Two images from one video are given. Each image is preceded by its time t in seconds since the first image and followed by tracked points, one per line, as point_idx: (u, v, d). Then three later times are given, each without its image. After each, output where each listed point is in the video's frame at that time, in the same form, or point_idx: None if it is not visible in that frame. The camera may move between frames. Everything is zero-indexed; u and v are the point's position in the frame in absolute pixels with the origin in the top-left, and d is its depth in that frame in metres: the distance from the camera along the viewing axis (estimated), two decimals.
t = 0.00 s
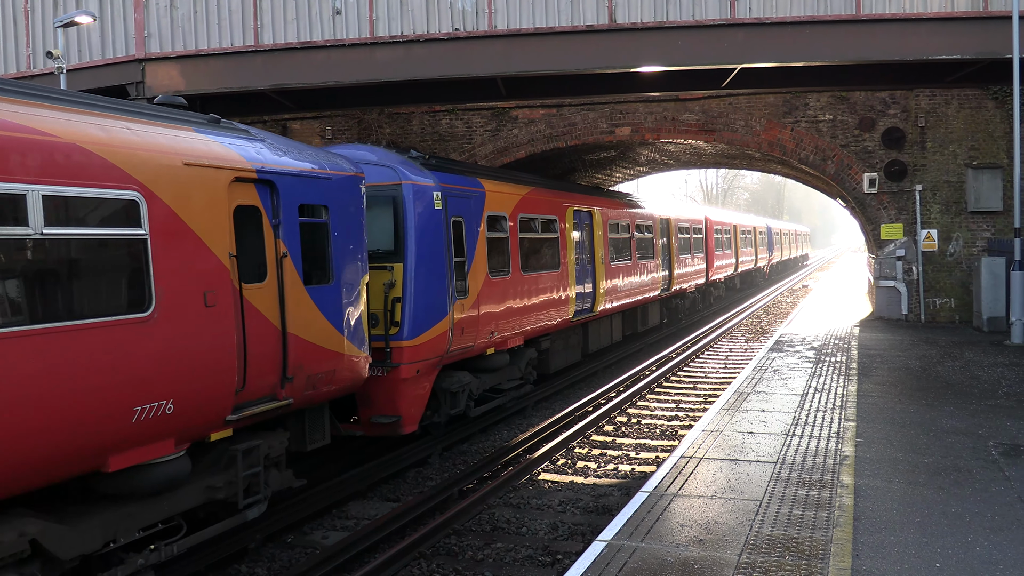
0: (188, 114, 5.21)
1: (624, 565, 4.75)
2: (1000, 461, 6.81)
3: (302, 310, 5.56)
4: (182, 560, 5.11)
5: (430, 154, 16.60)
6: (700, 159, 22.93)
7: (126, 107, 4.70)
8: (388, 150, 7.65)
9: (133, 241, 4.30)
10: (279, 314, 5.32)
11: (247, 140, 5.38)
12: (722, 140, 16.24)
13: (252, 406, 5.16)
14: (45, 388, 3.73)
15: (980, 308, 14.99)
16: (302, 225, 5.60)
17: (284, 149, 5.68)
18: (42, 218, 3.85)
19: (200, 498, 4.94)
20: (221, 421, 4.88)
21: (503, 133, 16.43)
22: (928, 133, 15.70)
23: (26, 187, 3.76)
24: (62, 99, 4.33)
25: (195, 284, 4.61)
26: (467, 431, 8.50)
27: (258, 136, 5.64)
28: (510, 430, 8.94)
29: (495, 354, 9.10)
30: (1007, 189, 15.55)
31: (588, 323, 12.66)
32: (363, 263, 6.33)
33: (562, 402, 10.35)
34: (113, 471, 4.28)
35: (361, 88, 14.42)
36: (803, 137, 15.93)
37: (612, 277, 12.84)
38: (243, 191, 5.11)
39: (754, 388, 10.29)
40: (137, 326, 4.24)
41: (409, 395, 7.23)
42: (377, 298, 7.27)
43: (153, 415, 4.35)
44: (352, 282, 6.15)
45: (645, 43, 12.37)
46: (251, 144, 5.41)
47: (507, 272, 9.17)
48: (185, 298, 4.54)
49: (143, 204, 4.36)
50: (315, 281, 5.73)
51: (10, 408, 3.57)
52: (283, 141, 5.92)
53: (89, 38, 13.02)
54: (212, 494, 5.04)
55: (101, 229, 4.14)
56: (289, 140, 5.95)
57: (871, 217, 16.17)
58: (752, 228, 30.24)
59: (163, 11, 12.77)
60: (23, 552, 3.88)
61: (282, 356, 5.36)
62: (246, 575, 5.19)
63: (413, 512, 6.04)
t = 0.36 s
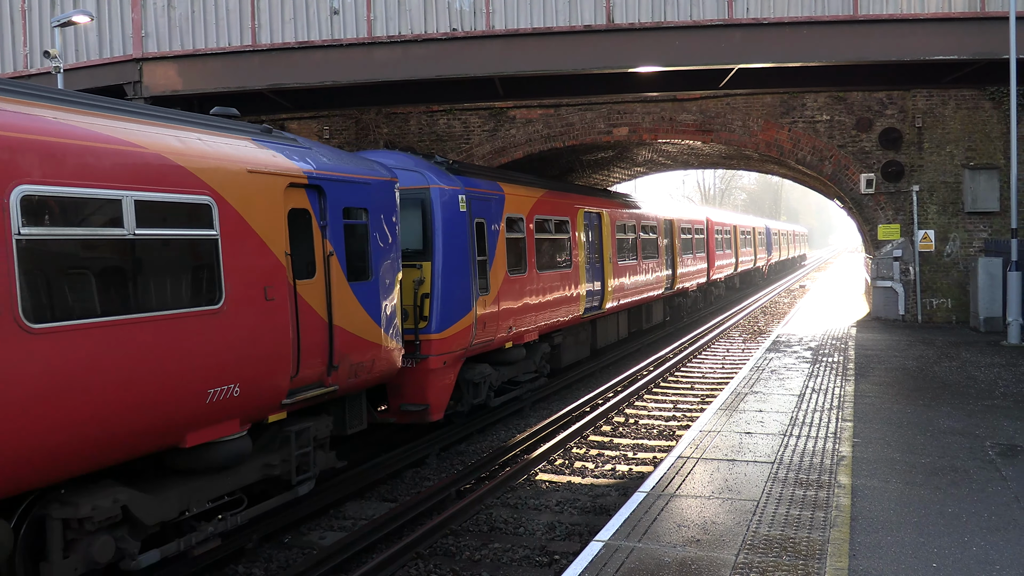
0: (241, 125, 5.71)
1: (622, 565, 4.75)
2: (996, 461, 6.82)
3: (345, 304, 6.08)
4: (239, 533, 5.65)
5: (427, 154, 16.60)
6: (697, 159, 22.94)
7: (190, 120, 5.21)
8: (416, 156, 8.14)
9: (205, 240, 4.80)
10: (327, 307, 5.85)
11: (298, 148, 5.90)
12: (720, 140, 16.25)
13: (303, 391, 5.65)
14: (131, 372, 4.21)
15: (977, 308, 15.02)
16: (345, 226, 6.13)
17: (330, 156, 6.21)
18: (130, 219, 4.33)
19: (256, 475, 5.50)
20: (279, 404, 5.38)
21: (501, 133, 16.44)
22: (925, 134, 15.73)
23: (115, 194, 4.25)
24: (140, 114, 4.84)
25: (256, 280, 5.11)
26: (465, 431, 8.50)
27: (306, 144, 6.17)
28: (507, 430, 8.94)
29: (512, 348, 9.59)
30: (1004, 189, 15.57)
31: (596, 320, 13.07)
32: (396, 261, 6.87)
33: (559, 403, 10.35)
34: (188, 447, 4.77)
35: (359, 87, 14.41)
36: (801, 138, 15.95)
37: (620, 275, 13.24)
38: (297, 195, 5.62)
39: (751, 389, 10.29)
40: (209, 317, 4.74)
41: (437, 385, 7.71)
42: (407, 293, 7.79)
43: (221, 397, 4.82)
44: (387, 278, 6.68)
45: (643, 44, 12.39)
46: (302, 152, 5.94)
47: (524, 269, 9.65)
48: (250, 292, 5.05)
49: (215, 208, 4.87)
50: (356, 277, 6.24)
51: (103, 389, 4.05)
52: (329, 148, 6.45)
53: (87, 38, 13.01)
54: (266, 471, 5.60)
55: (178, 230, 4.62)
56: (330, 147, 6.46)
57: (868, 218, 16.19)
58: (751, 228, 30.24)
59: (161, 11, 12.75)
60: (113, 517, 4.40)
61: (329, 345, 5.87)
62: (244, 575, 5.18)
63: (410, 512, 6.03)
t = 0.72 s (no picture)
0: (292, 136, 6.29)
1: (619, 565, 4.75)
2: (993, 461, 6.84)
3: (386, 298, 6.68)
4: (297, 506, 6.25)
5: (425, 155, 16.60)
6: (694, 160, 22.93)
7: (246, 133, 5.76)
8: (445, 164, 8.74)
9: (269, 240, 5.36)
10: (372, 301, 6.46)
11: (343, 157, 6.48)
12: (717, 141, 16.26)
13: (351, 377, 6.22)
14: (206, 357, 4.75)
15: (974, 308, 15.04)
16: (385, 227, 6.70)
17: (370, 164, 6.80)
18: (213, 220, 4.91)
19: (310, 454, 6.09)
20: (330, 388, 5.95)
21: (498, 133, 16.44)
22: (922, 134, 15.76)
23: (198, 199, 4.81)
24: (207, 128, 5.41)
25: (311, 276, 5.69)
26: (462, 432, 8.50)
27: (349, 152, 6.75)
28: (505, 430, 8.95)
29: (529, 342, 10.17)
30: (1001, 189, 15.60)
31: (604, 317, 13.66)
32: (427, 260, 7.45)
33: (557, 403, 10.33)
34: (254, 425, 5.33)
35: (356, 88, 14.39)
36: (798, 138, 15.96)
37: (628, 274, 13.79)
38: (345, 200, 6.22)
39: (748, 389, 10.29)
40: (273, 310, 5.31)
41: (463, 376, 8.32)
42: (436, 290, 8.41)
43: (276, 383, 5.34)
44: (420, 275, 7.28)
45: (640, 44, 12.41)
46: (346, 160, 6.52)
47: (541, 268, 10.23)
48: (306, 287, 5.63)
49: (277, 211, 5.43)
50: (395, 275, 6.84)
51: (185, 372, 4.60)
52: (368, 156, 7.04)
53: (83, 38, 12.99)
54: (318, 451, 6.19)
55: (250, 232, 5.20)
56: (371, 156, 7.06)
57: (865, 218, 16.20)
58: (750, 228, 30.22)
59: (157, 11, 12.71)
60: (193, 487, 4.99)
61: (373, 336, 6.46)
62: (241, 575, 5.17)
63: (408, 512, 6.04)
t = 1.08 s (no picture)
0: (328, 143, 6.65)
1: (616, 566, 4.76)
2: (989, 462, 6.85)
3: (423, 293, 7.28)
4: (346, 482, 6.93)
5: (423, 156, 16.58)
6: (691, 160, 22.92)
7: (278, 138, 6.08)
8: (472, 168, 9.35)
9: (327, 240, 5.95)
10: (415, 296, 7.11)
11: (386, 164, 7.09)
12: (714, 142, 16.26)
13: (392, 365, 6.86)
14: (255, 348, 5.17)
15: (970, 309, 15.05)
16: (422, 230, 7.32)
17: (409, 170, 7.42)
18: (283, 222, 5.51)
19: (357, 434, 6.78)
20: (376, 374, 6.58)
21: (496, 134, 16.44)
22: (919, 135, 15.77)
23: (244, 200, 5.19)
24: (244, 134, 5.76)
25: (362, 273, 6.31)
26: (459, 433, 8.49)
27: (389, 160, 7.36)
28: (502, 431, 8.96)
29: (546, 336, 10.92)
30: (997, 191, 15.67)
31: (612, 314, 14.34)
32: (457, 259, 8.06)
33: (554, 404, 10.32)
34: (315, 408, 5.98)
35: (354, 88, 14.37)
36: (795, 139, 15.97)
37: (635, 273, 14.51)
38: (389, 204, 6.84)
39: (745, 390, 10.29)
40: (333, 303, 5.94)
41: (488, 367, 8.97)
42: (463, 287, 9.06)
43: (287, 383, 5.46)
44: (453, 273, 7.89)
45: (637, 46, 12.46)
46: (388, 167, 7.13)
47: (557, 268, 10.95)
48: (360, 284, 6.28)
49: (334, 215, 6.03)
50: (434, 271, 7.50)
51: (258, 358, 5.20)
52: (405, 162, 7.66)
53: (81, 38, 12.98)
54: (364, 432, 6.89)
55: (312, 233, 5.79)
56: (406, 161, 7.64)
57: (862, 219, 16.23)
58: (748, 228, 30.23)
59: (155, 12, 12.72)
60: (262, 460, 5.64)
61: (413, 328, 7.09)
62: None
63: (406, 513, 6.05)
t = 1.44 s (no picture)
0: (344, 149, 6.93)
1: (614, 567, 4.76)
2: (985, 463, 6.87)
3: (457, 289, 7.99)
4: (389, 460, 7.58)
5: (421, 158, 16.58)
6: (689, 162, 22.96)
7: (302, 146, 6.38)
8: (494, 175, 10.07)
9: (378, 241, 6.66)
10: (450, 292, 7.82)
11: (423, 172, 7.79)
12: (711, 143, 16.27)
13: (431, 356, 7.57)
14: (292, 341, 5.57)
15: (967, 311, 15.08)
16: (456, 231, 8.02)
17: (444, 177, 8.14)
18: (342, 224, 6.22)
19: (400, 418, 7.45)
20: (417, 363, 7.25)
21: (493, 136, 16.45)
22: (916, 137, 15.80)
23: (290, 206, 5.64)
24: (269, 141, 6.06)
25: (405, 271, 7.01)
26: (455, 434, 8.46)
27: (425, 167, 8.06)
28: (500, 432, 8.96)
29: (561, 331, 11.62)
30: (994, 193, 15.69)
31: (620, 313, 14.98)
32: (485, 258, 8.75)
33: (551, 406, 10.31)
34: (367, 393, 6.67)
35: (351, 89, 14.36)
36: (792, 141, 16.00)
37: (643, 274, 15.22)
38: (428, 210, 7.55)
39: (743, 391, 10.29)
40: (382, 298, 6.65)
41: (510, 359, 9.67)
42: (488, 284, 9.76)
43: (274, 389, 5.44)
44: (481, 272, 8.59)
45: (634, 47, 12.48)
46: (425, 174, 7.83)
47: (572, 268, 11.67)
48: (405, 281, 6.99)
49: (384, 218, 6.75)
50: (466, 270, 8.19)
51: (324, 345, 5.89)
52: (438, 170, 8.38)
53: (78, 39, 12.97)
54: (405, 415, 7.53)
55: (363, 235, 6.47)
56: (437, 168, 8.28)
57: (859, 221, 16.23)
58: (746, 230, 30.22)
59: (152, 13, 12.72)
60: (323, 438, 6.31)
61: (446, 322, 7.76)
62: None
63: (403, 514, 6.05)
